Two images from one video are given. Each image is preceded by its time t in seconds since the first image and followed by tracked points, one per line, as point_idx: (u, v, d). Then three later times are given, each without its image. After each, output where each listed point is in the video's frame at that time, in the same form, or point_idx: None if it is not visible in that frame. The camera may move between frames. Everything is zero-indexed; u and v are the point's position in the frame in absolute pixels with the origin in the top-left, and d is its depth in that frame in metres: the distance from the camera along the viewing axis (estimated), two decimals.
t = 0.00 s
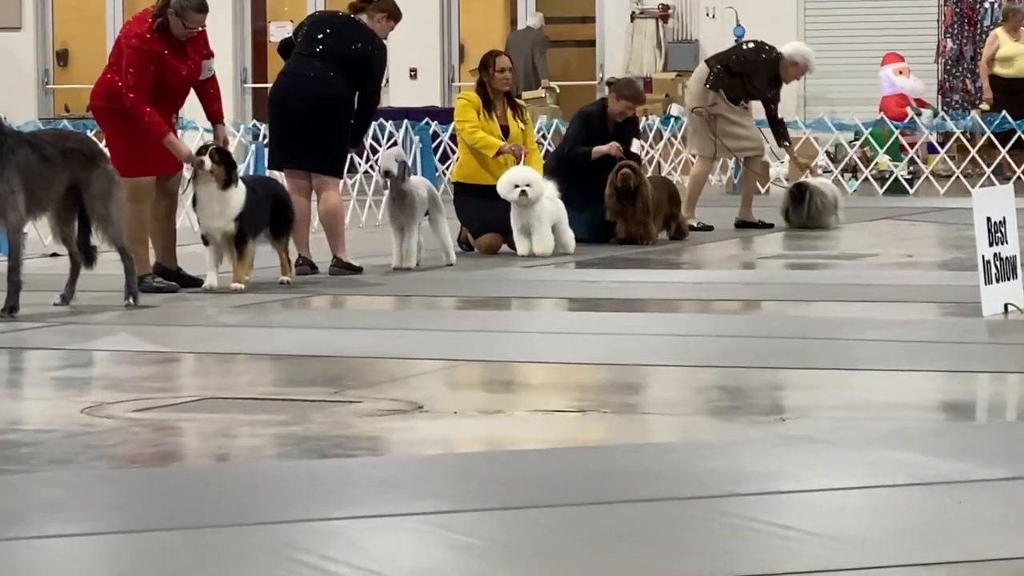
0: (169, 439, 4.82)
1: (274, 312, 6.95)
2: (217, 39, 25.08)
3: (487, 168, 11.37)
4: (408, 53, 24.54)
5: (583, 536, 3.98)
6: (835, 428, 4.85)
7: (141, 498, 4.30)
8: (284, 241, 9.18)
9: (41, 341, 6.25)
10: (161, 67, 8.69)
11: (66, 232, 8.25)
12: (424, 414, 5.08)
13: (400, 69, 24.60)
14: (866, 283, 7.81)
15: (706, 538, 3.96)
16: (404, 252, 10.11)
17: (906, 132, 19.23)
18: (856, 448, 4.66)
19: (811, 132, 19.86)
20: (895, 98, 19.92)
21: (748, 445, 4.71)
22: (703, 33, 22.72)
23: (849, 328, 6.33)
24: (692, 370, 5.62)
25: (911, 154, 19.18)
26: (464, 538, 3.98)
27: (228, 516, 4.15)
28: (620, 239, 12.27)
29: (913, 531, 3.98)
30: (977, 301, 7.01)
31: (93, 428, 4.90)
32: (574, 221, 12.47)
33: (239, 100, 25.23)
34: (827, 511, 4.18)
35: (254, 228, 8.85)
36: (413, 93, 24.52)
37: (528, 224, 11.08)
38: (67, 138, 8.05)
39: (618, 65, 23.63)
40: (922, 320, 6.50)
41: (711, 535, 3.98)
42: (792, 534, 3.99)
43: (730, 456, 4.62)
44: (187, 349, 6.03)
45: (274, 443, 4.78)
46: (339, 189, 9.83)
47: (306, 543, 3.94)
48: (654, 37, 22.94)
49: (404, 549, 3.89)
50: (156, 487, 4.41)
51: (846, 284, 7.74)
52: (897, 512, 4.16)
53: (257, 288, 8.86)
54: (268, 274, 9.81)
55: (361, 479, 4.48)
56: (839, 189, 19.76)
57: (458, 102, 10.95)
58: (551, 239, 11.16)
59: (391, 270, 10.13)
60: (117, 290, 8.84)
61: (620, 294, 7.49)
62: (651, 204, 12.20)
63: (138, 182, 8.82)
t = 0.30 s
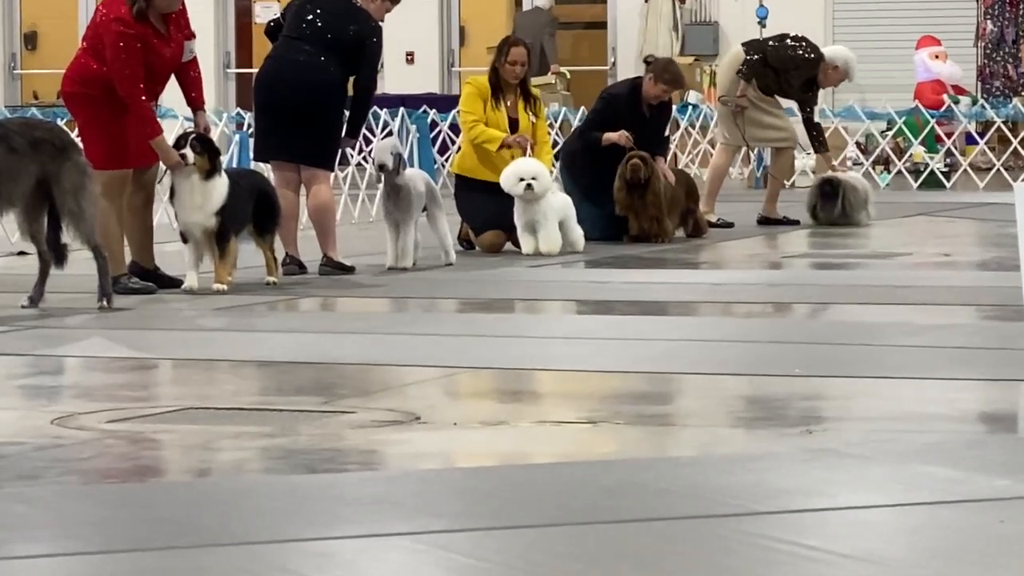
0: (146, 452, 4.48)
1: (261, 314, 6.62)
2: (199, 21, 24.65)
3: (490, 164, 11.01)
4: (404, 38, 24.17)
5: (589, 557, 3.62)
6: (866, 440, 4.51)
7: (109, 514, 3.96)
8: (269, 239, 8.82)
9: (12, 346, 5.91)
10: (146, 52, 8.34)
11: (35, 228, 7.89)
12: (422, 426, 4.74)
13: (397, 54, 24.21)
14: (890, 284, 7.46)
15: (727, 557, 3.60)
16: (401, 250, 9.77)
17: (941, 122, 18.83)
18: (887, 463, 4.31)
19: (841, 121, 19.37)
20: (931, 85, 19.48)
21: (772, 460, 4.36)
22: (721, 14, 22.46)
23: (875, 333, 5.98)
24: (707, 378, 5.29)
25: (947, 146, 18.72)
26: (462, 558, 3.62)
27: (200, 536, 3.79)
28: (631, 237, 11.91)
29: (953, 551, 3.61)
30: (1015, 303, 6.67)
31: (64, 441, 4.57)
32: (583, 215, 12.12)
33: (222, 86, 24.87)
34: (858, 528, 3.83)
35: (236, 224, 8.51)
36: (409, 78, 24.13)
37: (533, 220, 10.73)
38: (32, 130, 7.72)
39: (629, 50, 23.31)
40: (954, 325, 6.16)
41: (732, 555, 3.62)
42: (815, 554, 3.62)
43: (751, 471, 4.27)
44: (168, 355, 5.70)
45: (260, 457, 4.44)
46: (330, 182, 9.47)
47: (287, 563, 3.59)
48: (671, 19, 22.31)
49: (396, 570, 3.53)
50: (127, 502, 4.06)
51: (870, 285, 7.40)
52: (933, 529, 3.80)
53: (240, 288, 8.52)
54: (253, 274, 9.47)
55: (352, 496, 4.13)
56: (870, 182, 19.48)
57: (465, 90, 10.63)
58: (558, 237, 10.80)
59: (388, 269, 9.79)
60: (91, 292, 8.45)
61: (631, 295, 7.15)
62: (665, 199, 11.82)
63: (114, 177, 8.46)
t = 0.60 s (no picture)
0: (152, 456, 4.48)
1: (267, 319, 6.63)
2: (206, 24, 24.67)
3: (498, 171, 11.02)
4: (409, 42, 24.18)
5: (595, 561, 3.62)
6: (871, 445, 4.52)
7: (116, 518, 3.96)
8: (274, 244, 8.82)
9: (17, 350, 5.92)
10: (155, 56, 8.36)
11: (41, 233, 7.90)
12: (427, 430, 4.75)
13: (403, 58, 24.23)
14: (898, 289, 7.47)
15: (733, 561, 3.60)
16: (407, 255, 9.78)
17: (946, 127, 18.94)
18: (891, 468, 4.32)
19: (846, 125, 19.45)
20: (936, 89, 19.53)
21: (777, 465, 4.37)
22: (727, 18, 22.53)
23: (882, 338, 6.00)
24: (713, 382, 5.29)
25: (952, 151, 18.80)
26: (469, 562, 3.61)
27: (205, 540, 3.79)
28: (637, 241, 11.92)
29: (958, 555, 3.61)
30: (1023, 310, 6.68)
31: (70, 445, 4.57)
32: (588, 217, 12.15)
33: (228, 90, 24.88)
34: (863, 532, 3.83)
35: (243, 230, 8.50)
36: (415, 82, 24.15)
37: (537, 224, 10.74)
38: (38, 133, 7.71)
39: (635, 54, 23.40)
40: (962, 330, 6.17)
41: (738, 559, 3.63)
42: (821, 559, 3.62)
43: (756, 476, 4.27)
44: (172, 360, 5.71)
45: (265, 461, 4.45)
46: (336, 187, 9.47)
47: (292, 567, 3.59)
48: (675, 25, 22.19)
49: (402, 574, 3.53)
50: (133, 506, 4.06)
51: (878, 290, 7.41)
52: (938, 532, 3.80)
53: (245, 294, 8.54)
54: (260, 279, 9.48)
55: (357, 499, 4.14)
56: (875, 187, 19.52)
57: (483, 91, 10.70)
58: (564, 242, 10.80)
59: (393, 273, 9.81)
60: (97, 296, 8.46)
61: (639, 300, 7.16)
62: (670, 204, 11.82)
63: (120, 181, 8.52)
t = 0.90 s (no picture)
0: (159, 458, 4.48)
1: (276, 321, 6.63)
2: (214, 26, 24.68)
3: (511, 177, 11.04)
4: (418, 44, 24.19)
5: (602, 564, 3.61)
6: (879, 448, 4.52)
7: (122, 520, 3.95)
8: (282, 245, 8.82)
9: (24, 352, 5.92)
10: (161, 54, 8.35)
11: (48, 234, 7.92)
12: (435, 432, 4.75)
13: (412, 60, 24.23)
14: (908, 291, 7.47)
15: (741, 565, 3.59)
16: (416, 257, 9.77)
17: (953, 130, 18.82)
18: (898, 471, 4.31)
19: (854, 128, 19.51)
20: (945, 92, 19.66)
21: (786, 468, 4.36)
22: (735, 21, 22.56)
23: (891, 341, 6.00)
24: (722, 385, 5.29)
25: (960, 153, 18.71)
26: (476, 566, 3.61)
27: (212, 543, 3.78)
28: (645, 245, 11.90)
29: (967, 558, 3.60)
30: None
31: (77, 447, 4.57)
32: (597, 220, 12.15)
33: (236, 92, 24.88)
34: (870, 534, 3.83)
35: (251, 231, 8.50)
36: (424, 84, 24.15)
37: (546, 228, 10.73)
38: (47, 135, 7.70)
39: (643, 55, 23.44)
40: (972, 333, 6.17)
41: (746, 562, 3.62)
42: (828, 561, 3.61)
43: (764, 479, 4.27)
44: (181, 361, 5.70)
45: (273, 464, 4.45)
46: (344, 190, 9.48)
47: (299, 570, 3.58)
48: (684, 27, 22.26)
49: None
50: (139, 508, 4.06)
51: (889, 293, 7.41)
52: (945, 536, 3.80)
53: (253, 295, 8.54)
54: (269, 281, 9.49)
55: (364, 502, 4.13)
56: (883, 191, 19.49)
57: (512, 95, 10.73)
58: (571, 244, 10.82)
59: (403, 275, 9.80)
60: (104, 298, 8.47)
61: (649, 302, 7.16)
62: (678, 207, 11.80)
63: (127, 184, 8.45)
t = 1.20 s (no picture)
0: (179, 460, 4.49)
1: (297, 323, 6.64)
2: (234, 29, 24.69)
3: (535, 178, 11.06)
4: (439, 46, 24.18)
5: (621, 566, 3.61)
6: (899, 451, 4.52)
7: (143, 522, 3.96)
8: (303, 248, 8.82)
9: (44, 353, 5.93)
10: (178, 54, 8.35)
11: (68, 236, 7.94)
12: (456, 435, 4.75)
13: (433, 63, 24.24)
14: (933, 295, 7.46)
15: (762, 567, 3.59)
16: (436, 260, 9.77)
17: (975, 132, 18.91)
18: (918, 474, 4.31)
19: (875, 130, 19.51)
20: (966, 95, 19.70)
21: (805, 471, 4.36)
22: (755, 23, 22.58)
23: (913, 345, 5.99)
24: (742, 388, 5.29)
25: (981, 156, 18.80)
26: (496, 568, 3.61)
27: (231, 545, 3.78)
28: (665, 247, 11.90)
29: (987, 562, 3.60)
30: None
31: (98, 449, 4.58)
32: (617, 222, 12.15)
33: (255, 94, 24.88)
34: (890, 537, 3.83)
35: (272, 234, 8.51)
36: (445, 87, 24.14)
37: (566, 230, 10.75)
38: (70, 138, 7.70)
39: (664, 58, 23.41)
40: (995, 336, 6.17)
41: (766, 565, 3.62)
42: (848, 564, 3.61)
43: (784, 482, 4.27)
44: (200, 363, 5.71)
45: (292, 466, 4.45)
46: (363, 192, 9.47)
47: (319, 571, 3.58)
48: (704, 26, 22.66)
49: None
50: (159, 510, 4.06)
51: (913, 296, 7.40)
52: (966, 538, 3.80)
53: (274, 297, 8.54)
54: (289, 283, 9.49)
55: (383, 503, 4.13)
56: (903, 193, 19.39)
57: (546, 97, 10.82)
58: (592, 247, 10.81)
59: (423, 277, 9.80)
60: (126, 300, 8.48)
61: (672, 305, 7.16)
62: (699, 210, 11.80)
63: (144, 186, 8.44)
